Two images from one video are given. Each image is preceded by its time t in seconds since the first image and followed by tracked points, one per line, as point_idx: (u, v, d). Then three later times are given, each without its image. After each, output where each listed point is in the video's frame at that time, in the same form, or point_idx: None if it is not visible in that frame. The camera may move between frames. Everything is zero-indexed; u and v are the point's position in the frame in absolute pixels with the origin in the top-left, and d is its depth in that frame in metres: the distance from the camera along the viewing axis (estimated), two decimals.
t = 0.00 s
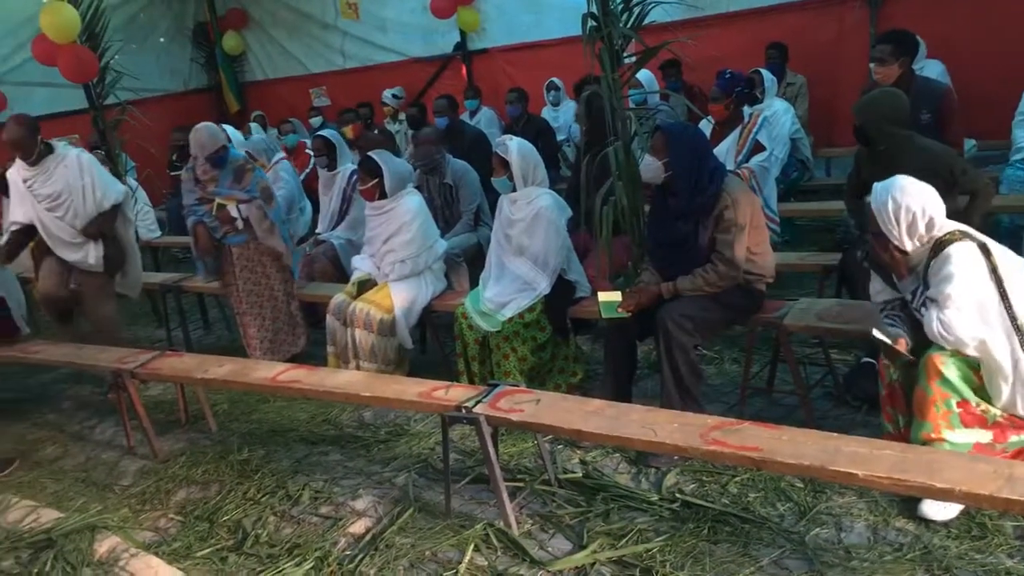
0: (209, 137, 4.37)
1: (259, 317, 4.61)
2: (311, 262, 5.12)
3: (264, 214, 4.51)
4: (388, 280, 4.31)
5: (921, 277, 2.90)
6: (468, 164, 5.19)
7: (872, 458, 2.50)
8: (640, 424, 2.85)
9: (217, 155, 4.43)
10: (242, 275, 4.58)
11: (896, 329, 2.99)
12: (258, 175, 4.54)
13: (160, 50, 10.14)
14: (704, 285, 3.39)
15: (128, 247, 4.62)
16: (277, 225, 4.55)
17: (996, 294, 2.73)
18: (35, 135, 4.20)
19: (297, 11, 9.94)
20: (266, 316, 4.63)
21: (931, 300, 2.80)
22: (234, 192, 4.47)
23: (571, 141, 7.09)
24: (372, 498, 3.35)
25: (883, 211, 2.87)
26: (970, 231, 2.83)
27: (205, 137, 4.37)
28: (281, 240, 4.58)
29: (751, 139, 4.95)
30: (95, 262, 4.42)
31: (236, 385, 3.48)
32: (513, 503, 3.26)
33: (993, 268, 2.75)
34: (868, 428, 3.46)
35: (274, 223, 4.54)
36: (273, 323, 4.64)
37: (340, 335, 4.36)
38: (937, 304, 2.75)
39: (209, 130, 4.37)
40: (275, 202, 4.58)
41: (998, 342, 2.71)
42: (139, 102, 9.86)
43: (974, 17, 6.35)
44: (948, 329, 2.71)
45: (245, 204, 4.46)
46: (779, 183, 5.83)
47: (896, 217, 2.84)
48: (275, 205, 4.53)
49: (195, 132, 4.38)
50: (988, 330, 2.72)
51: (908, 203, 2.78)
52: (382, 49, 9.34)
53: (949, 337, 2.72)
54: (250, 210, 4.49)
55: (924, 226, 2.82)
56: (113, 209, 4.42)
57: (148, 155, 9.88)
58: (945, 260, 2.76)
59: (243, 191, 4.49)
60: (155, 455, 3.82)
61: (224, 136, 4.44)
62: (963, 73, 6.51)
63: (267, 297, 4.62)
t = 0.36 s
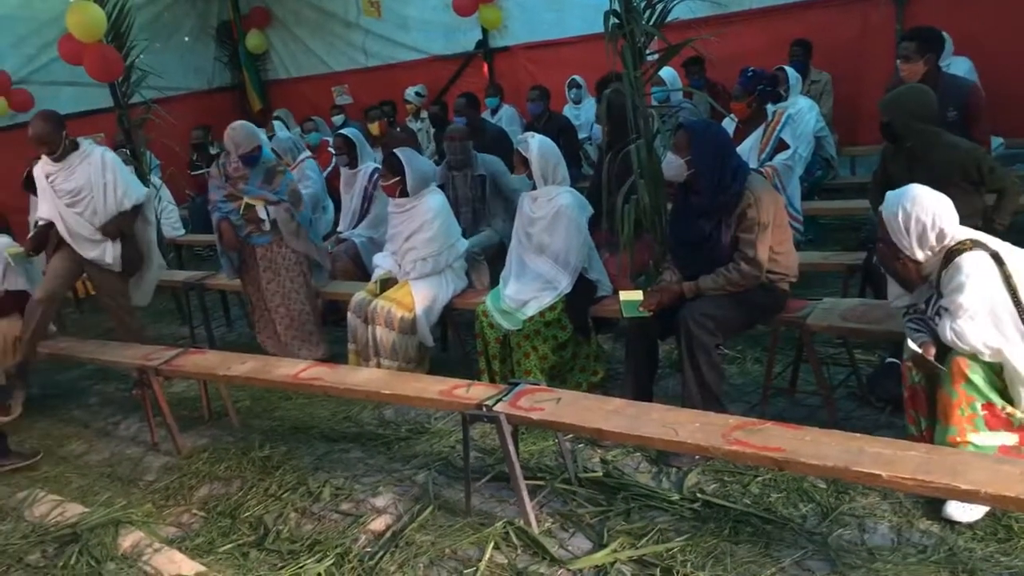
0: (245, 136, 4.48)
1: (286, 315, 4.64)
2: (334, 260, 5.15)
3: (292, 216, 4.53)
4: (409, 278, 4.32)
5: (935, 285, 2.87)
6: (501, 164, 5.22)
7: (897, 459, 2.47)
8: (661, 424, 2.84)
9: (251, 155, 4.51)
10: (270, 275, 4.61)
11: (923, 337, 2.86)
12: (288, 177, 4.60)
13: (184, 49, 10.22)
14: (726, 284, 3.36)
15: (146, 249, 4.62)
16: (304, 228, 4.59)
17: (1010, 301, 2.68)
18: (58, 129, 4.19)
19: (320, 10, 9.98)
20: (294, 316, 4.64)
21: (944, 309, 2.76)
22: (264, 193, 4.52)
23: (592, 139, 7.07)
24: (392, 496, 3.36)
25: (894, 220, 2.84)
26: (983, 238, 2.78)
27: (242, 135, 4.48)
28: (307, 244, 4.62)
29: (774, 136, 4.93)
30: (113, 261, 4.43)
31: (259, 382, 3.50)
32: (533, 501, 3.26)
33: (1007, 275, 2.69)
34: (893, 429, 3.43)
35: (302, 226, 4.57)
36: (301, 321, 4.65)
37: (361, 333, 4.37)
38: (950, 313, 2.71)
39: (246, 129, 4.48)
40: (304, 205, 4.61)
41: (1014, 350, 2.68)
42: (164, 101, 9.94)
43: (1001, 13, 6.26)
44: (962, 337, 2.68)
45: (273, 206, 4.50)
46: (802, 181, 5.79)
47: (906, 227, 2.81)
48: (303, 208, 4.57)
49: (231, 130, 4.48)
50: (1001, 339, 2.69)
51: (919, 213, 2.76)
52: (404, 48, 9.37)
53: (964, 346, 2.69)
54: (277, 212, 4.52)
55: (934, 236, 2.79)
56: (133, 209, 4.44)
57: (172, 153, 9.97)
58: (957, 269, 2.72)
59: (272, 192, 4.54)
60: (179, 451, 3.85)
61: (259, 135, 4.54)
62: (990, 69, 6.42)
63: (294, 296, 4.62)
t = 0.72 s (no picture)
0: (271, 130, 4.54)
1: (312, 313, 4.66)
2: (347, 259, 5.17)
3: (308, 215, 4.57)
4: (422, 277, 4.34)
5: (950, 287, 2.85)
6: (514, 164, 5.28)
7: (912, 459, 2.46)
8: (674, 423, 2.83)
9: (275, 149, 4.58)
10: (292, 273, 4.63)
11: (940, 337, 2.83)
12: (309, 175, 4.66)
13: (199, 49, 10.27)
14: (739, 283, 3.35)
15: (138, 263, 4.38)
16: (320, 227, 4.62)
17: None
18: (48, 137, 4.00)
19: (335, 10, 10.01)
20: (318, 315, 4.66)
21: (959, 310, 2.74)
22: (282, 187, 4.58)
23: (605, 138, 7.06)
24: (405, 494, 3.37)
25: (909, 220, 2.81)
26: (998, 240, 2.77)
27: (271, 128, 4.54)
28: (322, 243, 4.64)
29: (789, 135, 4.92)
30: (109, 273, 4.15)
31: (272, 380, 3.52)
32: (546, 500, 3.26)
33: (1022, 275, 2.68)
34: (908, 429, 3.41)
35: (318, 225, 4.60)
36: (323, 320, 4.66)
37: (374, 332, 4.38)
38: (965, 314, 2.69)
39: (275, 122, 4.54)
40: (321, 204, 4.65)
41: None
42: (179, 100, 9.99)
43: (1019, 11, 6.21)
44: (977, 339, 2.66)
45: (290, 201, 4.55)
46: (817, 180, 5.76)
47: (921, 226, 2.78)
48: (319, 208, 4.60)
49: (260, 123, 4.55)
50: (1016, 339, 2.66)
51: (935, 212, 2.73)
52: (418, 47, 9.39)
53: (978, 347, 2.67)
54: (294, 209, 4.57)
55: (950, 237, 2.76)
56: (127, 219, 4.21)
57: (188, 153, 10.03)
58: (971, 268, 2.70)
59: (291, 187, 4.59)
60: (193, 448, 3.88)
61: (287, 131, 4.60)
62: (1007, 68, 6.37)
63: (317, 294, 4.64)
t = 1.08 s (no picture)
0: (299, 126, 4.55)
1: (332, 312, 4.69)
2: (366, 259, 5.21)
3: (335, 212, 4.62)
4: (439, 277, 4.34)
5: (973, 289, 2.82)
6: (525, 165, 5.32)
7: (934, 462, 2.44)
8: (692, 425, 2.82)
9: (303, 145, 4.60)
10: (320, 269, 4.65)
11: (962, 340, 2.80)
12: (337, 172, 4.67)
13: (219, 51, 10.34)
14: (757, 284, 3.34)
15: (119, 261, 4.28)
16: (347, 225, 4.68)
17: None
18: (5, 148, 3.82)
19: (353, 11, 10.05)
20: (341, 313, 4.70)
21: (981, 312, 2.71)
22: (310, 184, 4.59)
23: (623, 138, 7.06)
24: (422, 494, 3.38)
25: (933, 220, 2.78)
26: (1021, 241, 2.75)
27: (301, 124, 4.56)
28: (349, 241, 4.68)
29: (808, 136, 4.91)
30: (90, 276, 4.07)
31: (291, 378, 3.54)
32: (562, 501, 3.26)
33: None
34: (929, 432, 3.39)
35: (345, 222, 4.66)
36: (345, 319, 4.70)
37: (391, 332, 4.41)
38: (987, 316, 2.67)
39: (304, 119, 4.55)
40: (348, 202, 4.70)
41: None
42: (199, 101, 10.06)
43: None
44: (1000, 342, 2.64)
45: (318, 198, 4.58)
46: (836, 181, 5.73)
47: (946, 227, 2.75)
48: (347, 206, 4.66)
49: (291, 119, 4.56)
50: None
51: (961, 212, 2.70)
52: (436, 48, 9.41)
53: (1001, 349, 2.65)
54: (322, 206, 4.60)
55: (975, 238, 2.73)
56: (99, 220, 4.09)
57: (208, 153, 10.10)
58: (994, 269, 2.68)
59: (319, 184, 4.61)
60: (212, 447, 3.90)
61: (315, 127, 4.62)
62: None
63: (343, 291, 4.68)
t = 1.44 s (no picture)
0: (314, 127, 4.56)
1: (343, 313, 4.70)
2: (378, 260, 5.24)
3: (351, 214, 4.62)
4: (451, 278, 4.35)
5: (990, 290, 2.81)
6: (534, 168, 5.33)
7: (945, 465, 2.43)
8: (703, 426, 2.81)
9: (318, 146, 4.60)
10: (336, 273, 4.66)
11: (977, 343, 2.79)
12: (355, 175, 4.66)
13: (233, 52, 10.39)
14: (771, 285, 3.32)
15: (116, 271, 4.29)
16: (363, 228, 4.67)
17: None
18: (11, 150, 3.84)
19: (366, 12, 10.08)
20: (355, 317, 4.72)
21: (998, 314, 2.70)
22: (327, 184, 4.59)
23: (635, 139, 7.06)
24: (434, 495, 3.38)
25: (952, 219, 2.77)
26: None
27: (316, 125, 4.57)
28: (364, 244, 4.68)
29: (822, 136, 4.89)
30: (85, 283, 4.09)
31: (303, 378, 3.56)
32: (574, 502, 3.25)
33: None
34: (943, 435, 3.37)
35: (360, 225, 4.65)
36: (356, 319, 4.71)
37: (403, 332, 4.41)
38: (1004, 318, 2.66)
39: (319, 119, 4.57)
40: (365, 205, 4.68)
41: None
42: (214, 102, 10.12)
43: None
44: (1016, 344, 2.62)
45: (334, 200, 4.58)
46: (850, 181, 5.72)
47: (964, 226, 2.75)
48: (363, 209, 4.64)
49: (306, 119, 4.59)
50: None
51: (980, 212, 2.69)
52: (448, 49, 9.42)
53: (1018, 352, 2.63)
54: (337, 207, 4.60)
55: (994, 238, 2.71)
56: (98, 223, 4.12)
57: (222, 154, 10.15)
58: (1011, 271, 2.67)
59: (337, 187, 4.60)
60: (225, 447, 3.92)
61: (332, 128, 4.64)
62: None
63: (359, 296, 4.70)
